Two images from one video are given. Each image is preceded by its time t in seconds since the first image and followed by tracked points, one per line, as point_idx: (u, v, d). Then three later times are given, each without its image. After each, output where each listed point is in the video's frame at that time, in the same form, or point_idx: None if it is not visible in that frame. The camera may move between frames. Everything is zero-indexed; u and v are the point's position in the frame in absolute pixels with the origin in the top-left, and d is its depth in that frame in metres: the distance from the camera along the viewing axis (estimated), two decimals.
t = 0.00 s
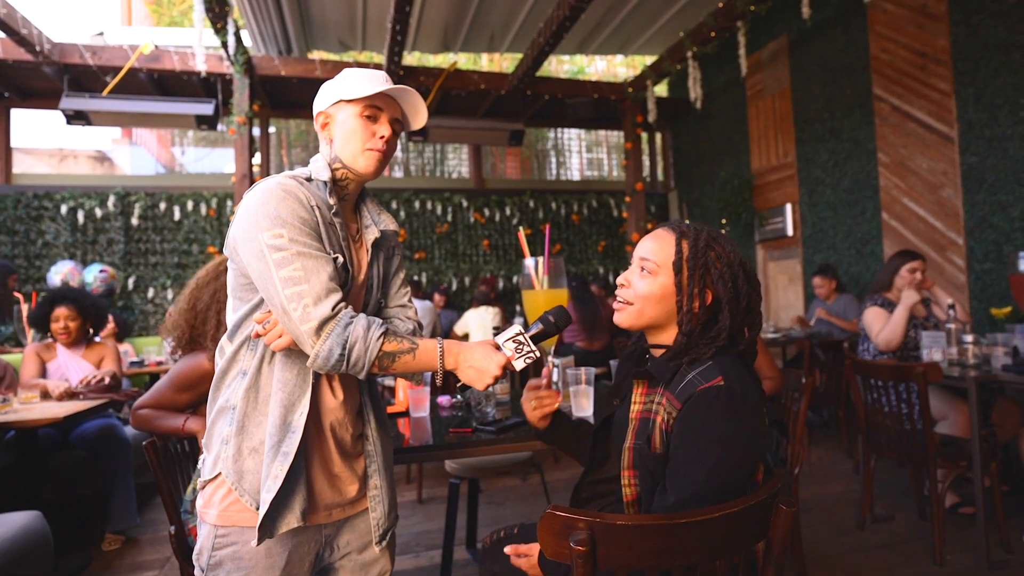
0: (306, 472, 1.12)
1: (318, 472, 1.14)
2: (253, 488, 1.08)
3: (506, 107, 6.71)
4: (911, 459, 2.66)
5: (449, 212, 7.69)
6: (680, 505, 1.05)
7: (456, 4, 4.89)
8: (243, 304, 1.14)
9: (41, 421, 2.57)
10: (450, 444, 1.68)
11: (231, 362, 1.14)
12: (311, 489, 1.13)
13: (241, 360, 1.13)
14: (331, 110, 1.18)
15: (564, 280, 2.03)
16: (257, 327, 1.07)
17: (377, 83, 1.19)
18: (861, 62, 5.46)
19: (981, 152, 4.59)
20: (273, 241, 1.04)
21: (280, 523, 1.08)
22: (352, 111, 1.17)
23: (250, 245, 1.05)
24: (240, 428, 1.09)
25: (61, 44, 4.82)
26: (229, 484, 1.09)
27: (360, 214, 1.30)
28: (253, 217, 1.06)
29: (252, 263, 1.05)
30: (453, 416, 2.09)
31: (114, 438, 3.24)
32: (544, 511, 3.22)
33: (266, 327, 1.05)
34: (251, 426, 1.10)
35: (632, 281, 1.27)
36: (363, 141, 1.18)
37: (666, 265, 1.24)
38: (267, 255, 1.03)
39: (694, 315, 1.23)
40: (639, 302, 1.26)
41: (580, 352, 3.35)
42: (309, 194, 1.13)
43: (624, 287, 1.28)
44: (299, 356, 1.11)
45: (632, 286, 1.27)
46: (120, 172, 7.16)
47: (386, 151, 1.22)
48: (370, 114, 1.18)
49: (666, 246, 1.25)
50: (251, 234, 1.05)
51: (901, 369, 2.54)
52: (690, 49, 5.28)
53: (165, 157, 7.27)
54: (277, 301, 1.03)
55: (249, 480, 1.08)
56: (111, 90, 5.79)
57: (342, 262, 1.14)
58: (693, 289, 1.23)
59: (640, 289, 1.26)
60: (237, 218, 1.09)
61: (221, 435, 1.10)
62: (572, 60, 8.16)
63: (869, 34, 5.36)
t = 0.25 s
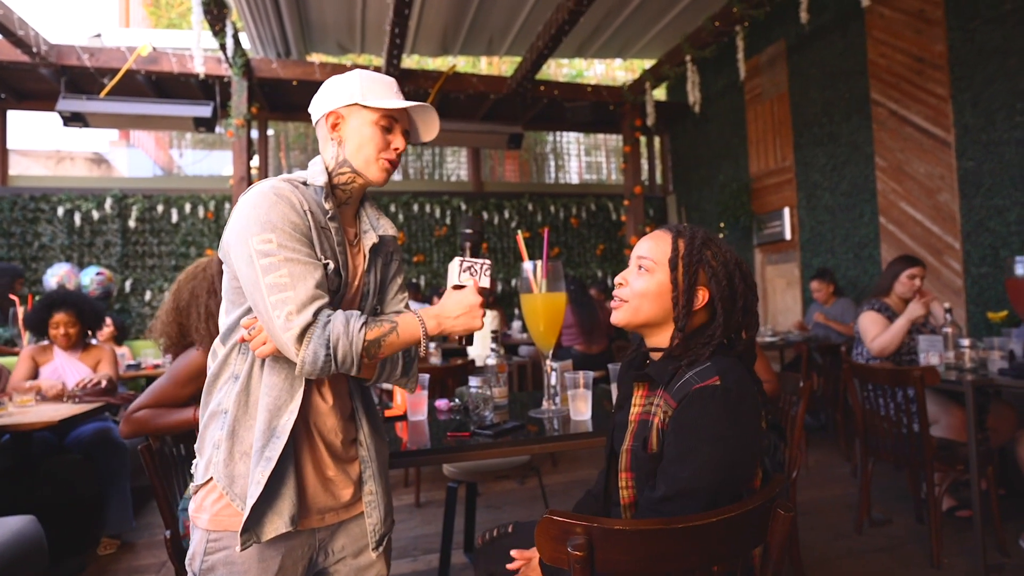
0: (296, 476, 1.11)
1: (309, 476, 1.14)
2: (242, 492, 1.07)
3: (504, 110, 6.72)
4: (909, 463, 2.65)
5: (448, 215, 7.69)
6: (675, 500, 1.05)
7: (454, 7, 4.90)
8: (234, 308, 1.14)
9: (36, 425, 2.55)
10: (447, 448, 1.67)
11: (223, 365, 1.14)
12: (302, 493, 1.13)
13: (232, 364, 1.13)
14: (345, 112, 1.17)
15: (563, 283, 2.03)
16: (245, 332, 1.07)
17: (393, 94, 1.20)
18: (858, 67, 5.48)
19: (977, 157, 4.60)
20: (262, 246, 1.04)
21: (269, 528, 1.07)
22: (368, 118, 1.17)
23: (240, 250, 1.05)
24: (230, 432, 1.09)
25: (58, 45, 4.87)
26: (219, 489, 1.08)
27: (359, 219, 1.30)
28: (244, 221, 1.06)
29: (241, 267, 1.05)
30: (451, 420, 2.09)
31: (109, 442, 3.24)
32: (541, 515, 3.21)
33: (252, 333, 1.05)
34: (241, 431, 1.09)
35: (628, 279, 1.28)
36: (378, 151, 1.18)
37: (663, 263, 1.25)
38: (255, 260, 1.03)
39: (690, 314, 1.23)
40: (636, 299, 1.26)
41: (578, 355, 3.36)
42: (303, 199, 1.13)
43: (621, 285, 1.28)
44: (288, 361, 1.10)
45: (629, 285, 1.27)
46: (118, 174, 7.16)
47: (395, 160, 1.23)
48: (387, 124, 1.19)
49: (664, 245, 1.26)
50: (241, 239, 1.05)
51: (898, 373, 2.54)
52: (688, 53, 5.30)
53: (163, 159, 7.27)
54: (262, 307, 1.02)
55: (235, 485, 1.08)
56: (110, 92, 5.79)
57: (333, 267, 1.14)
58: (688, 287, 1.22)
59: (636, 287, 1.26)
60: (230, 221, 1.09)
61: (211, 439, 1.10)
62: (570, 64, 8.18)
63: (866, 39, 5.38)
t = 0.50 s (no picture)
0: (280, 481, 1.11)
1: (292, 480, 1.13)
2: (226, 496, 1.07)
3: (502, 113, 6.73)
4: (908, 466, 2.65)
5: (446, 218, 7.69)
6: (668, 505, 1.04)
7: (452, 10, 4.91)
8: (224, 311, 1.13)
9: (32, 429, 2.54)
10: (444, 451, 1.66)
11: (211, 368, 1.14)
12: (285, 498, 1.12)
13: (220, 368, 1.13)
14: (350, 117, 1.17)
15: (561, 287, 2.03)
16: (234, 337, 1.06)
17: (400, 103, 1.21)
18: (855, 71, 5.50)
19: (974, 160, 4.61)
20: (253, 250, 1.03)
21: (251, 533, 1.07)
22: (372, 126, 1.17)
23: (231, 253, 1.05)
24: (215, 436, 1.08)
25: (55, 47, 4.92)
26: (202, 493, 1.08)
27: (356, 225, 1.29)
28: (236, 225, 1.05)
29: (232, 271, 1.04)
30: (448, 423, 2.08)
31: (106, 446, 3.24)
32: (539, 518, 3.20)
33: (242, 338, 1.05)
34: (226, 435, 1.09)
35: (620, 284, 1.29)
36: (376, 161, 1.18)
37: (653, 268, 1.26)
38: (246, 264, 1.03)
39: (680, 320, 1.23)
40: (628, 304, 1.27)
41: (576, 357, 3.36)
42: (296, 204, 1.13)
43: (612, 290, 1.30)
44: (275, 366, 1.10)
45: (620, 289, 1.28)
46: (115, 177, 7.15)
47: (395, 170, 1.23)
48: (390, 133, 1.18)
49: (655, 251, 1.27)
50: (232, 243, 1.05)
51: (896, 375, 2.54)
52: (685, 56, 5.31)
53: (161, 161, 7.26)
54: (254, 310, 1.02)
55: (218, 489, 1.07)
56: (108, 95, 5.78)
57: (325, 273, 1.13)
58: (678, 292, 1.23)
59: (627, 292, 1.27)
60: (222, 225, 1.08)
61: (196, 443, 1.10)
62: (568, 67, 8.20)
63: (862, 42, 5.40)
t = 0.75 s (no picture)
0: (278, 488, 1.11)
1: (290, 487, 1.13)
2: (222, 504, 1.07)
3: (501, 117, 6.74)
4: (908, 470, 2.64)
5: (445, 222, 7.70)
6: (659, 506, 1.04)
7: (451, 15, 4.93)
8: (219, 318, 1.13)
9: (30, 434, 2.53)
10: (443, 457, 1.66)
11: (206, 375, 1.13)
12: (282, 505, 1.12)
13: (216, 375, 1.12)
14: (345, 122, 1.17)
15: (560, 291, 2.03)
16: (229, 343, 1.06)
17: (396, 108, 1.20)
18: (852, 74, 5.51)
19: (971, 163, 4.62)
20: (250, 257, 1.03)
21: (249, 541, 1.06)
22: (368, 130, 1.17)
23: (228, 259, 1.04)
24: (211, 443, 1.08)
25: (56, 52, 4.86)
26: (198, 500, 1.08)
27: (351, 231, 1.29)
28: (232, 231, 1.05)
29: (228, 277, 1.04)
30: (447, 428, 2.08)
31: (104, 451, 3.22)
32: (539, 522, 3.19)
33: (238, 344, 1.05)
34: (222, 442, 1.08)
35: (614, 290, 1.30)
36: (373, 165, 1.18)
37: (647, 274, 1.27)
38: (242, 271, 1.02)
39: (671, 325, 1.24)
40: (622, 310, 1.27)
41: (575, 361, 3.35)
42: (292, 210, 1.13)
43: (607, 296, 1.31)
44: (272, 373, 1.09)
45: (614, 296, 1.29)
46: (115, 181, 7.14)
47: (392, 175, 1.23)
48: (386, 138, 1.18)
49: (648, 257, 1.28)
50: (228, 249, 1.04)
51: (896, 379, 2.54)
52: (684, 60, 5.32)
53: (160, 166, 7.26)
54: (250, 317, 1.01)
55: (214, 496, 1.07)
56: (107, 99, 5.79)
57: (321, 279, 1.13)
58: (671, 297, 1.23)
59: (622, 298, 1.28)
60: (218, 230, 1.08)
61: (192, 450, 1.09)
62: (566, 71, 8.22)
63: (859, 46, 5.42)
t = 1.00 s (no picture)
0: (284, 493, 1.10)
1: (295, 492, 1.12)
2: (228, 509, 1.06)
3: (500, 121, 6.74)
4: (909, 475, 2.64)
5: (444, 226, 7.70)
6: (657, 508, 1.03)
7: (451, 20, 4.94)
8: (224, 323, 1.12)
9: (29, 438, 2.52)
10: (443, 461, 1.65)
11: (211, 380, 1.13)
12: (287, 510, 1.11)
13: (221, 380, 1.11)
14: (346, 127, 1.17)
15: (560, 295, 2.02)
16: (237, 349, 1.05)
17: (397, 113, 1.20)
18: (852, 78, 5.52)
19: (971, 167, 4.62)
20: (257, 261, 1.03)
21: (256, 546, 1.05)
22: (369, 135, 1.16)
23: (235, 264, 1.04)
24: (217, 448, 1.07)
25: (56, 56, 4.91)
26: (204, 506, 1.07)
27: (352, 235, 1.29)
28: (238, 236, 1.05)
29: (235, 282, 1.04)
30: (446, 432, 2.07)
31: (103, 455, 3.19)
32: (538, 527, 3.18)
33: (245, 350, 1.04)
34: (229, 447, 1.08)
35: (612, 297, 1.29)
36: (373, 169, 1.17)
37: (645, 280, 1.26)
38: (250, 275, 1.02)
39: (670, 330, 1.23)
40: (619, 317, 1.27)
41: (575, 365, 3.34)
42: (297, 215, 1.12)
43: (605, 303, 1.31)
44: (279, 378, 1.09)
45: (612, 303, 1.29)
46: (115, 185, 7.15)
47: (392, 180, 1.23)
48: (387, 143, 1.18)
49: (645, 263, 1.27)
50: (235, 254, 1.04)
51: (896, 384, 2.53)
52: (683, 64, 5.33)
53: (160, 169, 7.26)
54: (258, 322, 1.01)
55: (221, 502, 1.06)
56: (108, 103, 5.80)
57: (327, 284, 1.13)
58: (670, 303, 1.23)
59: (619, 305, 1.28)
60: (224, 236, 1.07)
61: (198, 455, 1.09)
62: (566, 75, 8.24)
63: (859, 50, 5.43)
